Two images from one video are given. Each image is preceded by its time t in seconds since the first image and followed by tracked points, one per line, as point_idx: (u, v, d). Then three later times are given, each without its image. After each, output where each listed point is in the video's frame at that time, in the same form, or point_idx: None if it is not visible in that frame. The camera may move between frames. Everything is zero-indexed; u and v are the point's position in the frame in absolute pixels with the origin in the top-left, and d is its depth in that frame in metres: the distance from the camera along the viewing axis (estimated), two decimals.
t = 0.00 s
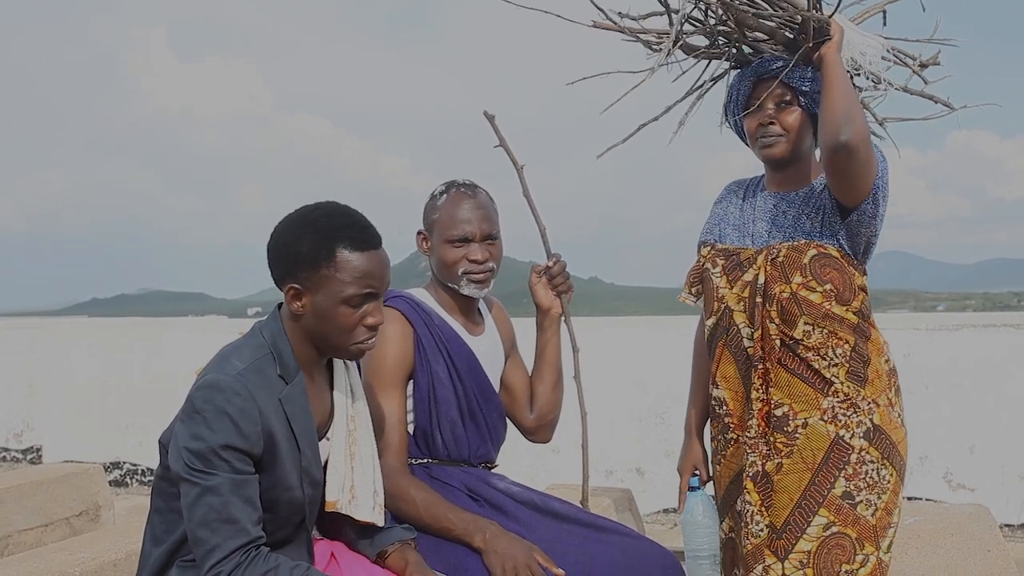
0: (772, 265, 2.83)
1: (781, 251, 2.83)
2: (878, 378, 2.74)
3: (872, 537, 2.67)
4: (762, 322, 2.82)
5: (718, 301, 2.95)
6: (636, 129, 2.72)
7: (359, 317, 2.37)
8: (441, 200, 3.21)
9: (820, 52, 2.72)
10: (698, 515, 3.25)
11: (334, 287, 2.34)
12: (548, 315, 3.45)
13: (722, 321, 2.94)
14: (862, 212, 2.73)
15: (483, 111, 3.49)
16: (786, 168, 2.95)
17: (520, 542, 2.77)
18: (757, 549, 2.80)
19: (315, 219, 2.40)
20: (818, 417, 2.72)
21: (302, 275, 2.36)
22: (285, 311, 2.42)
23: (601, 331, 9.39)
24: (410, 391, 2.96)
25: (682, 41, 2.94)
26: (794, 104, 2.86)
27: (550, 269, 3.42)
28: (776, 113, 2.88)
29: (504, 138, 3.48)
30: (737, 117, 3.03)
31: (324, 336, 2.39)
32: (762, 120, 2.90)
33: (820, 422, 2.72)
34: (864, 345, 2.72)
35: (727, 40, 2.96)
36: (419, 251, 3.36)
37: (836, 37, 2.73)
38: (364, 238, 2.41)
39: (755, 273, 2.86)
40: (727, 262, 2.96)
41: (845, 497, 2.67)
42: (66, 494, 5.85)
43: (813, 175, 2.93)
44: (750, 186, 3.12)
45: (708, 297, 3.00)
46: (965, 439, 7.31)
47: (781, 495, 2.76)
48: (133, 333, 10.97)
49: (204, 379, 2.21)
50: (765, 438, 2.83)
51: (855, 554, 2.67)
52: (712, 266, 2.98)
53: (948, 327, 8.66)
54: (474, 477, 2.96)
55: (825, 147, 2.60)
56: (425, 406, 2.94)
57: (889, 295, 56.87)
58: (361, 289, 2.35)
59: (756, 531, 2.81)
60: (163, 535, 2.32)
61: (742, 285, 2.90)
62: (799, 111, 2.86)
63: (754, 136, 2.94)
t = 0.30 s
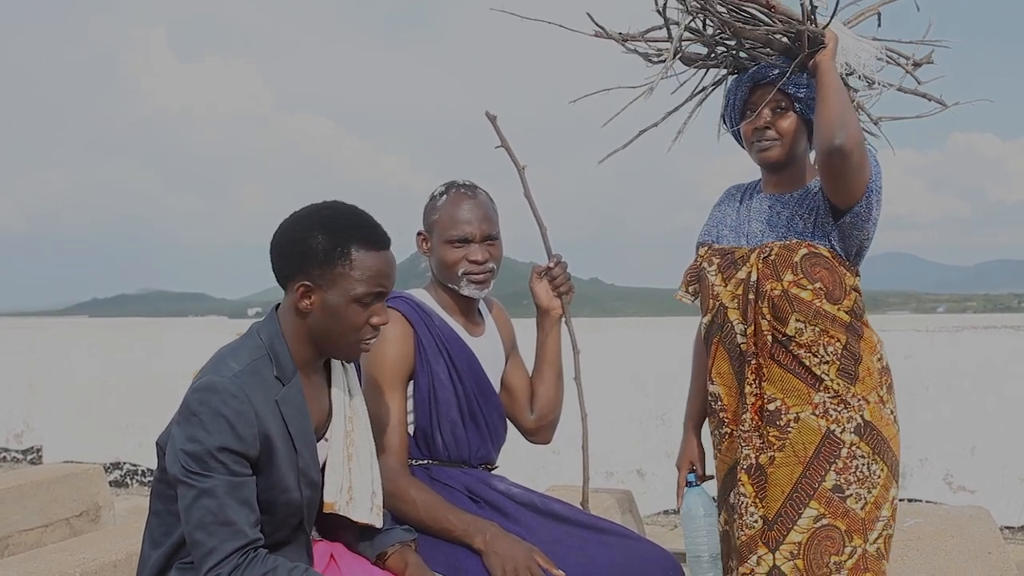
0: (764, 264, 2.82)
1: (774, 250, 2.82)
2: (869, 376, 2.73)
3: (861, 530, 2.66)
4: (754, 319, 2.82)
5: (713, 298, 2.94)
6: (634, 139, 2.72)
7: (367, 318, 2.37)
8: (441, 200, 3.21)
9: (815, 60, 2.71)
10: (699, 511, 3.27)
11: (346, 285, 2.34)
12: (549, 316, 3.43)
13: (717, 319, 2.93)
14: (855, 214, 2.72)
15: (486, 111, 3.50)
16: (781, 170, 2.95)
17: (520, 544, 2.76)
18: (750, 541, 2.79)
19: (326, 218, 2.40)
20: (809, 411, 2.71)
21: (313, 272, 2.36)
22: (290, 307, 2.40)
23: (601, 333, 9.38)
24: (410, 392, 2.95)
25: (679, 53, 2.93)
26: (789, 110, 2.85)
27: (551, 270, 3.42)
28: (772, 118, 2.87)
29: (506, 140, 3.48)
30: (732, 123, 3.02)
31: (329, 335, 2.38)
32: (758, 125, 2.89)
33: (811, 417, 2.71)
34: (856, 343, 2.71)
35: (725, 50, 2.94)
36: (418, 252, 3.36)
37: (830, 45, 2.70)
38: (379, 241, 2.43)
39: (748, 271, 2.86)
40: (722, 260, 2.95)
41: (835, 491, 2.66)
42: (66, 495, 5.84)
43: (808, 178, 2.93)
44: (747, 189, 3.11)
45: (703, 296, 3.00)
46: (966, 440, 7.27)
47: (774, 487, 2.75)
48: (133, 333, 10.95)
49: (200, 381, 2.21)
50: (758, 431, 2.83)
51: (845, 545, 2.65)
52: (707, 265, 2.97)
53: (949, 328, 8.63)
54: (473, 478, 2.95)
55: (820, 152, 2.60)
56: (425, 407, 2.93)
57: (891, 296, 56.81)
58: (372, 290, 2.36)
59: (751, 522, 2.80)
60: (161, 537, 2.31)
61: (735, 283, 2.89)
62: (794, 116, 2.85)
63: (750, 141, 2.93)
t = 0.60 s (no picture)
0: (773, 270, 2.83)
1: (782, 256, 2.83)
2: (870, 381, 2.74)
3: (864, 529, 2.68)
4: (764, 323, 2.81)
5: (720, 303, 2.93)
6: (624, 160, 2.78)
7: (374, 312, 2.39)
8: (440, 202, 3.21)
9: (806, 74, 2.73)
10: (693, 512, 3.27)
11: (349, 281, 2.35)
12: (549, 319, 3.44)
13: (723, 323, 2.92)
14: (855, 224, 2.73)
15: (485, 114, 3.49)
16: (777, 179, 2.96)
17: (518, 544, 2.76)
18: (761, 540, 2.78)
19: (320, 218, 2.40)
20: (816, 413, 2.72)
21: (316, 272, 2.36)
22: (295, 311, 2.40)
23: (601, 335, 9.38)
24: (410, 394, 2.96)
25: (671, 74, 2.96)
26: (782, 122, 2.87)
27: (550, 273, 3.44)
28: (766, 130, 2.89)
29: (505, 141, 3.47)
30: (728, 135, 3.04)
31: (336, 332, 2.39)
32: (753, 137, 2.91)
33: (818, 419, 2.71)
34: (859, 349, 2.73)
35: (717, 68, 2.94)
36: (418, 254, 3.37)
37: (819, 58, 2.73)
38: (373, 232, 2.44)
39: (756, 276, 2.86)
40: (730, 266, 2.95)
41: (840, 491, 2.68)
42: (66, 497, 5.85)
43: (804, 187, 2.94)
44: (748, 199, 3.12)
45: (710, 301, 2.98)
46: (965, 443, 7.27)
47: (783, 487, 2.74)
48: (133, 335, 10.97)
49: (201, 383, 2.21)
50: (769, 432, 2.81)
51: (848, 545, 2.67)
52: (715, 271, 2.96)
53: (948, 331, 8.65)
54: (473, 480, 2.95)
55: (816, 166, 2.62)
56: (426, 409, 2.93)
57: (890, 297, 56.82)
58: (376, 284, 2.38)
59: (763, 521, 2.79)
60: (161, 539, 2.31)
61: (744, 288, 2.89)
62: (787, 127, 2.87)
63: (746, 152, 2.95)
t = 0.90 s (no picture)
0: (771, 269, 2.83)
1: (780, 257, 2.83)
2: (862, 382, 2.75)
3: (853, 526, 2.68)
4: (761, 321, 2.82)
5: (718, 301, 2.94)
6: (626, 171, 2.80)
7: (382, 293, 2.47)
8: (444, 199, 3.23)
9: (810, 82, 2.72)
10: (684, 507, 3.27)
11: (359, 271, 2.40)
12: (556, 317, 3.39)
13: (721, 320, 2.93)
14: (856, 231, 2.74)
15: (489, 106, 3.28)
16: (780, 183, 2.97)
17: (476, 468, 2.73)
18: (753, 532, 2.77)
19: (310, 215, 2.39)
20: (809, 411, 2.73)
21: (324, 271, 2.37)
22: (310, 313, 2.41)
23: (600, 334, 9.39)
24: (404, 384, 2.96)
25: (677, 85, 2.97)
26: (786, 128, 2.88)
27: (557, 271, 3.40)
28: (769, 136, 2.89)
29: (514, 140, 3.37)
30: (733, 141, 3.04)
31: (354, 324, 2.44)
32: (756, 142, 2.92)
33: (811, 416, 2.72)
34: (853, 350, 2.74)
35: (720, 77, 2.94)
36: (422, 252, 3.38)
37: (822, 67, 2.73)
38: (354, 215, 2.47)
39: (755, 275, 2.86)
40: (729, 265, 2.95)
41: (831, 487, 2.68)
42: (65, 496, 5.85)
43: (807, 191, 2.94)
44: (750, 201, 3.12)
45: (709, 299, 2.99)
46: (963, 442, 7.27)
47: (775, 480, 2.75)
48: (133, 334, 10.99)
49: (201, 382, 2.21)
50: (762, 427, 2.83)
51: (838, 540, 2.67)
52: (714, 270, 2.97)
53: (947, 330, 8.65)
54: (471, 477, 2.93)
55: (822, 175, 2.63)
56: (423, 405, 2.91)
57: (890, 296, 56.82)
58: (377, 264, 2.45)
59: (754, 513, 2.78)
60: (161, 537, 2.32)
61: (742, 286, 2.89)
62: (790, 134, 2.88)
63: (749, 157, 2.95)
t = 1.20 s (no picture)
0: (771, 265, 2.83)
1: (781, 252, 2.83)
2: (862, 380, 2.75)
3: (850, 521, 2.67)
4: (762, 316, 2.82)
5: (720, 297, 2.94)
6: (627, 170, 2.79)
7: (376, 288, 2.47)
8: (449, 195, 3.25)
9: (812, 85, 2.73)
10: (691, 508, 3.25)
11: (354, 266, 2.40)
12: (568, 318, 3.31)
13: (722, 317, 2.93)
14: (856, 229, 2.74)
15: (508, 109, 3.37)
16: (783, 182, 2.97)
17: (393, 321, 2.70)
18: (751, 526, 2.77)
19: (306, 215, 2.38)
20: (808, 406, 2.73)
21: (321, 270, 2.37)
22: (310, 312, 2.41)
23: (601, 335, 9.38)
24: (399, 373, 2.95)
25: (683, 83, 2.96)
26: (788, 130, 2.88)
27: (569, 271, 3.33)
28: (772, 137, 2.90)
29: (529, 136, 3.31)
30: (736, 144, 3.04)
31: (353, 320, 2.44)
32: (758, 143, 2.92)
33: (809, 412, 2.72)
34: (853, 347, 2.73)
35: (725, 77, 2.93)
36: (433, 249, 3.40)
37: (826, 69, 2.73)
38: (348, 213, 2.47)
39: (755, 272, 2.86)
40: (731, 263, 2.95)
41: (828, 482, 2.68)
42: (65, 497, 5.84)
43: (809, 191, 2.94)
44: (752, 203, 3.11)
45: (711, 297, 2.99)
46: (964, 442, 7.23)
47: (772, 475, 2.75)
48: (133, 335, 10.97)
49: (202, 382, 2.21)
50: (761, 422, 2.82)
51: (835, 536, 2.67)
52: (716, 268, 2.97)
53: (948, 331, 8.63)
54: (470, 469, 2.90)
55: (823, 173, 2.63)
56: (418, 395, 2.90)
57: (890, 297, 56.75)
58: (373, 259, 2.45)
59: (752, 508, 2.78)
60: (161, 538, 2.32)
61: (743, 283, 2.89)
62: (792, 136, 2.88)
63: (752, 158, 2.96)
